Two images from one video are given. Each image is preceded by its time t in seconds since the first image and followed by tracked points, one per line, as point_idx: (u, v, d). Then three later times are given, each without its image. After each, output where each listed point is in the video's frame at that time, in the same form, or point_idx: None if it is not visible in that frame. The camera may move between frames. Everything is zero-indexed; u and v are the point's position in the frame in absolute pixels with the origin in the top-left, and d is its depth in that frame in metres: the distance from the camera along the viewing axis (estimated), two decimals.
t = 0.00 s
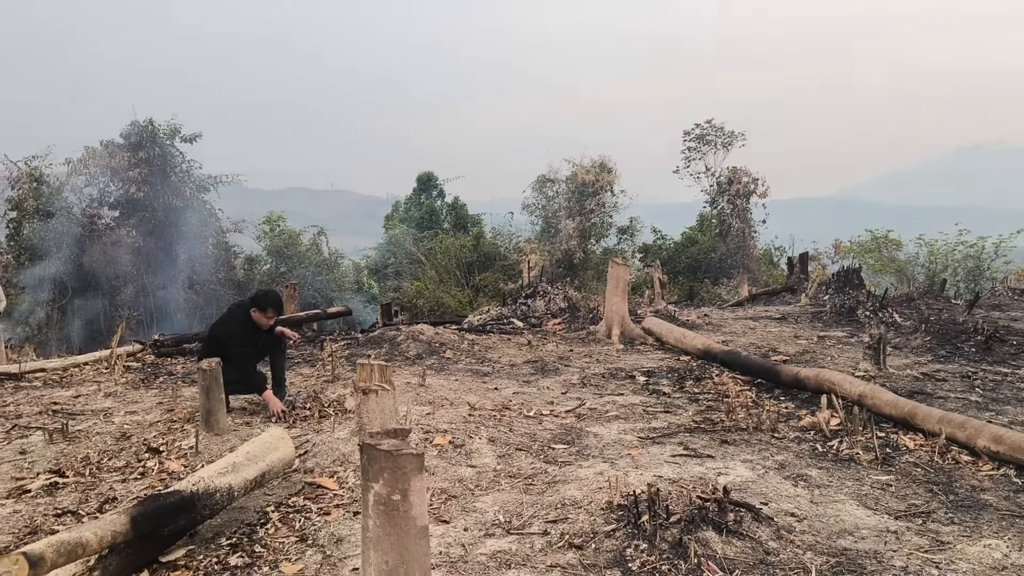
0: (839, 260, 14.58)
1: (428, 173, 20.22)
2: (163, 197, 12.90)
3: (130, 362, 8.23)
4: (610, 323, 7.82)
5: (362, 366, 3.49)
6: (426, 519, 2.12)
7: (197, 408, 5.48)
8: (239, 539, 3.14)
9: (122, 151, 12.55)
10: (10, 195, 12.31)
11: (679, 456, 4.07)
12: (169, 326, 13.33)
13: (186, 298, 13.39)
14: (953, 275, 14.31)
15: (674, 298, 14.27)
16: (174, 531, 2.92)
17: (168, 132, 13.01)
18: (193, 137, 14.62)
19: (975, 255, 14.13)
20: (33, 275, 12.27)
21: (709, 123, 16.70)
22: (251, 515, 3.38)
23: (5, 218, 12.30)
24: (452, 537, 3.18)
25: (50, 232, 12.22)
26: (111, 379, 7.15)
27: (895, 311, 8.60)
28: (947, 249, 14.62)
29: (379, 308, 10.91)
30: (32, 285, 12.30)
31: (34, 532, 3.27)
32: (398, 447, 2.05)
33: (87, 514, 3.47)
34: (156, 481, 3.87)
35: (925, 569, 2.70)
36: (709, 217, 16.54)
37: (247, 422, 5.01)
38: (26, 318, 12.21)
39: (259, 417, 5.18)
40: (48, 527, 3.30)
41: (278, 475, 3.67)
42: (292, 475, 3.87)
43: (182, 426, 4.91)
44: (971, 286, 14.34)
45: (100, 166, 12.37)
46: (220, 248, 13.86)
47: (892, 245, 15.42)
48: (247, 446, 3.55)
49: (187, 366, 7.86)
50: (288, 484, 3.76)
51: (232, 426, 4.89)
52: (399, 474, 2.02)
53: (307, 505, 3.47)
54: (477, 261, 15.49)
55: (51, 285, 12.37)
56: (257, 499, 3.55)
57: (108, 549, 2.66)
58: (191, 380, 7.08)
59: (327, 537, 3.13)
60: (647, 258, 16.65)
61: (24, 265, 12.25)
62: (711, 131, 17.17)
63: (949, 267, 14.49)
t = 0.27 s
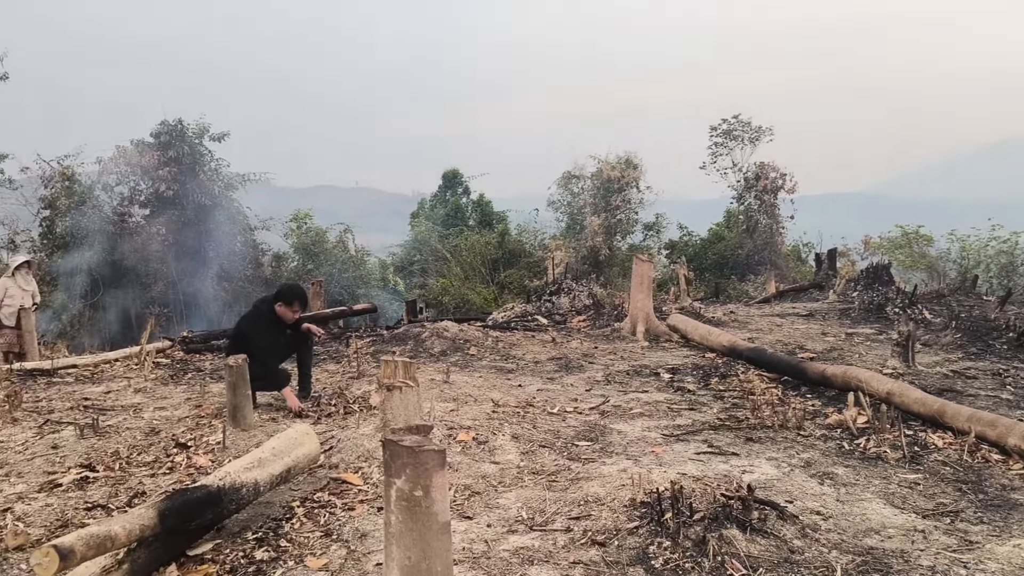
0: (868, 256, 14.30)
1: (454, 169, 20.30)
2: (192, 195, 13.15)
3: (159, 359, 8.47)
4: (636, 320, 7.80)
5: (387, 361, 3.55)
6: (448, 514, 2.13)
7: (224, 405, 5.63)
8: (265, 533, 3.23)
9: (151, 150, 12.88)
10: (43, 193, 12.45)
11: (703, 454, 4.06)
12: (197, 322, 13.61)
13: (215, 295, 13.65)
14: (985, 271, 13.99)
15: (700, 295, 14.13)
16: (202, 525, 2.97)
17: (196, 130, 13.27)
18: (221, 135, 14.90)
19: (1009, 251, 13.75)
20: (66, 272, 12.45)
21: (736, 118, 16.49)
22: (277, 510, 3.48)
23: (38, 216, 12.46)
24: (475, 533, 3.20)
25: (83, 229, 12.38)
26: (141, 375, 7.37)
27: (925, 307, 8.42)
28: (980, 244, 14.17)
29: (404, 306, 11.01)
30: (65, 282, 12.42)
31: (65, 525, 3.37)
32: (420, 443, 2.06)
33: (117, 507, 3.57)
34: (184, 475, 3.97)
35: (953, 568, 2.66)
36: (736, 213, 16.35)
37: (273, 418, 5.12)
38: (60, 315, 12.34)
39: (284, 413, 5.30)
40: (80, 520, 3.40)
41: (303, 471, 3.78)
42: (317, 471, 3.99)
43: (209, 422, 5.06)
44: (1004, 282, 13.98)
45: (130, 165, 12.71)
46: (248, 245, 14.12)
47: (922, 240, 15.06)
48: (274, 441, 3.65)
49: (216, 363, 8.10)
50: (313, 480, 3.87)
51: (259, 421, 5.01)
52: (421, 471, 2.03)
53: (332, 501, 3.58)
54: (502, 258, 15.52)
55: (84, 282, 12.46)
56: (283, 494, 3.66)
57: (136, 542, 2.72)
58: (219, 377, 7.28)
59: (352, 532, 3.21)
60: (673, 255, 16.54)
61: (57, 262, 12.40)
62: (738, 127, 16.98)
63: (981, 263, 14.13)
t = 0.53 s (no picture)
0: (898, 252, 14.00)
1: (479, 167, 20.37)
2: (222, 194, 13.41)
3: (189, 356, 8.70)
4: (661, 317, 7.76)
5: (413, 360, 3.60)
6: (472, 511, 2.16)
7: (251, 402, 5.77)
8: (292, 528, 3.31)
9: (181, 150, 13.12)
10: (76, 193, 12.74)
11: (730, 452, 4.03)
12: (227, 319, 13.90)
13: (243, 292, 13.95)
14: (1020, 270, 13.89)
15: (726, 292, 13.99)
16: (230, 520, 3.05)
17: (225, 130, 13.53)
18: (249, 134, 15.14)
19: None
20: (99, 271, 12.70)
21: (763, 113, 16.25)
22: (303, 505, 3.57)
23: (72, 216, 12.72)
24: (500, 529, 3.23)
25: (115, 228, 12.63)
26: (170, 371, 7.57)
27: (957, 304, 8.23)
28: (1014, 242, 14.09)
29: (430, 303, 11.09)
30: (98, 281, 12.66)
31: (97, 520, 3.46)
32: (444, 441, 2.10)
33: (147, 501, 3.66)
34: (213, 471, 4.07)
35: (985, 569, 2.62)
36: (763, 209, 16.12)
37: (299, 414, 5.23)
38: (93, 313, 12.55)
39: (310, 409, 5.41)
40: (111, 514, 3.50)
41: (329, 468, 3.88)
42: (343, 467, 4.09)
43: (237, 418, 5.20)
44: None
45: (160, 165, 12.94)
46: (275, 243, 14.40)
47: (954, 237, 14.70)
48: (300, 438, 3.76)
49: (243, 360, 8.30)
50: (338, 476, 3.97)
51: (286, 417, 5.12)
52: (445, 467, 2.07)
53: (357, 498, 3.66)
54: (528, 256, 15.55)
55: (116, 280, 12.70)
56: (310, 490, 3.75)
57: (165, 537, 2.76)
58: (246, 373, 7.45)
59: (378, 528, 3.28)
60: (700, 252, 16.43)
61: (89, 260, 12.64)
62: (765, 122, 16.75)
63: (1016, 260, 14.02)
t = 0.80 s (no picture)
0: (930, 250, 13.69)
1: (505, 166, 20.41)
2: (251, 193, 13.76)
3: (219, 353, 8.91)
4: (688, 316, 7.71)
5: (439, 357, 3.65)
6: (497, 509, 2.19)
7: (279, 399, 5.90)
8: (320, 524, 3.39)
9: (211, 151, 13.46)
10: (107, 193, 12.94)
11: (757, 451, 4.00)
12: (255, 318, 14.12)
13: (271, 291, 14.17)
14: None
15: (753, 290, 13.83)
16: (259, 516, 3.13)
17: (253, 130, 13.86)
18: (276, 134, 15.41)
19: None
20: (130, 269, 12.94)
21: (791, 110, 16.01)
22: (331, 502, 3.65)
23: (103, 216, 12.96)
24: (526, 527, 3.25)
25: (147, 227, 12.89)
26: (201, 369, 7.76)
27: (991, 302, 8.03)
28: None
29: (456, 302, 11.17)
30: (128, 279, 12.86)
31: (129, 514, 3.56)
32: (469, 438, 2.13)
33: (178, 497, 3.76)
34: (242, 467, 4.18)
35: (1019, 572, 2.57)
36: (791, 207, 15.89)
37: (327, 412, 5.33)
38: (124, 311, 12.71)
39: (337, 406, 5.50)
40: (142, 509, 3.60)
41: (357, 464, 3.96)
42: (370, 464, 4.16)
43: (265, 416, 5.32)
44: None
45: (190, 165, 13.26)
46: (302, 242, 14.67)
47: (987, 234, 14.35)
48: (327, 435, 3.85)
49: (271, 358, 8.47)
50: (366, 473, 4.04)
51: (313, 415, 5.22)
52: (472, 465, 2.10)
53: (384, 495, 3.73)
54: (553, 254, 15.55)
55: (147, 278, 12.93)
56: (338, 486, 3.83)
57: (196, 532, 2.84)
58: (275, 371, 7.61)
59: (404, 525, 3.34)
60: (727, 250, 16.26)
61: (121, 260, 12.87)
62: (793, 119, 16.51)
63: None
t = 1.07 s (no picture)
0: (964, 249, 13.36)
1: (531, 165, 20.42)
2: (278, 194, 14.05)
3: (249, 352, 9.12)
4: (716, 315, 7.66)
5: (465, 357, 3.68)
6: (525, 507, 2.23)
7: (308, 398, 6.03)
8: (350, 521, 3.47)
9: (240, 151, 13.72)
10: (139, 193, 13.36)
11: (786, 452, 3.98)
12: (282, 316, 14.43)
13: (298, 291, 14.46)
14: None
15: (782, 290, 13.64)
16: (288, 513, 3.19)
17: (281, 131, 14.13)
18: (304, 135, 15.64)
19: None
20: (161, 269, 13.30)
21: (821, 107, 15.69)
22: (360, 500, 3.73)
23: (135, 216, 13.32)
24: (553, 526, 3.28)
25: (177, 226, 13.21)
26: (231, 367, 7.95)
27: None
28: None
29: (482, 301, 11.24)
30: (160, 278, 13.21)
31: (162, 510, 3.66)
32: (497, 437, 2.17)
33: (209, 494, 3.86)
34: (272, 465, 4.28)
35: None
36: (820, 205, 15.63)
37: (355, 410, 5.43)
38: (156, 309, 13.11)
39: (365, 405, 5.60)
40: (175, 505, 3.70)
41: (385, 462, 4.05)
42: (398, 462, 4.24)
43: (295, 414, 5.44)
44: None
45: (220, 166, 13.55)
46: (329, 242, 14.90)
47: None
48: (355, 433, 3.92)
49: (300, 356, 8.64)
50: (394, 471, 4.12)
51: (342, 413, 5.32)
52: (500, 464, 2.13)
53: (412, 493, 3.80)
54: (580, 253, 15.51)
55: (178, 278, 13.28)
56: (367, 484, 3.91)
57: (227, 528, 2.89)
58: (303, 370, 7.77)
59: (432, 523, 3.41)
60: (755, 250, 16.00)
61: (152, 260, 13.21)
62: (823, 116, 16.22)
63: None
